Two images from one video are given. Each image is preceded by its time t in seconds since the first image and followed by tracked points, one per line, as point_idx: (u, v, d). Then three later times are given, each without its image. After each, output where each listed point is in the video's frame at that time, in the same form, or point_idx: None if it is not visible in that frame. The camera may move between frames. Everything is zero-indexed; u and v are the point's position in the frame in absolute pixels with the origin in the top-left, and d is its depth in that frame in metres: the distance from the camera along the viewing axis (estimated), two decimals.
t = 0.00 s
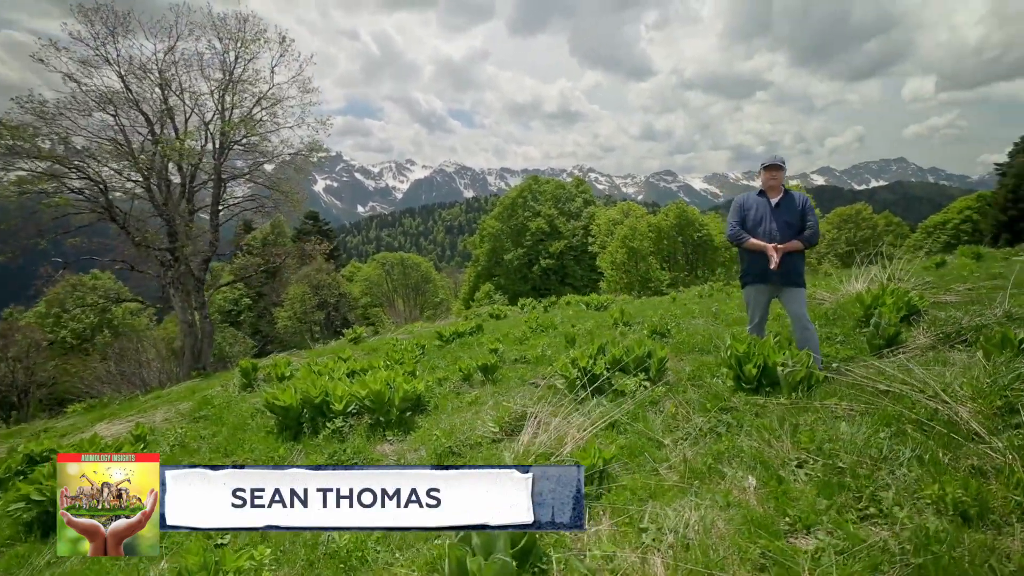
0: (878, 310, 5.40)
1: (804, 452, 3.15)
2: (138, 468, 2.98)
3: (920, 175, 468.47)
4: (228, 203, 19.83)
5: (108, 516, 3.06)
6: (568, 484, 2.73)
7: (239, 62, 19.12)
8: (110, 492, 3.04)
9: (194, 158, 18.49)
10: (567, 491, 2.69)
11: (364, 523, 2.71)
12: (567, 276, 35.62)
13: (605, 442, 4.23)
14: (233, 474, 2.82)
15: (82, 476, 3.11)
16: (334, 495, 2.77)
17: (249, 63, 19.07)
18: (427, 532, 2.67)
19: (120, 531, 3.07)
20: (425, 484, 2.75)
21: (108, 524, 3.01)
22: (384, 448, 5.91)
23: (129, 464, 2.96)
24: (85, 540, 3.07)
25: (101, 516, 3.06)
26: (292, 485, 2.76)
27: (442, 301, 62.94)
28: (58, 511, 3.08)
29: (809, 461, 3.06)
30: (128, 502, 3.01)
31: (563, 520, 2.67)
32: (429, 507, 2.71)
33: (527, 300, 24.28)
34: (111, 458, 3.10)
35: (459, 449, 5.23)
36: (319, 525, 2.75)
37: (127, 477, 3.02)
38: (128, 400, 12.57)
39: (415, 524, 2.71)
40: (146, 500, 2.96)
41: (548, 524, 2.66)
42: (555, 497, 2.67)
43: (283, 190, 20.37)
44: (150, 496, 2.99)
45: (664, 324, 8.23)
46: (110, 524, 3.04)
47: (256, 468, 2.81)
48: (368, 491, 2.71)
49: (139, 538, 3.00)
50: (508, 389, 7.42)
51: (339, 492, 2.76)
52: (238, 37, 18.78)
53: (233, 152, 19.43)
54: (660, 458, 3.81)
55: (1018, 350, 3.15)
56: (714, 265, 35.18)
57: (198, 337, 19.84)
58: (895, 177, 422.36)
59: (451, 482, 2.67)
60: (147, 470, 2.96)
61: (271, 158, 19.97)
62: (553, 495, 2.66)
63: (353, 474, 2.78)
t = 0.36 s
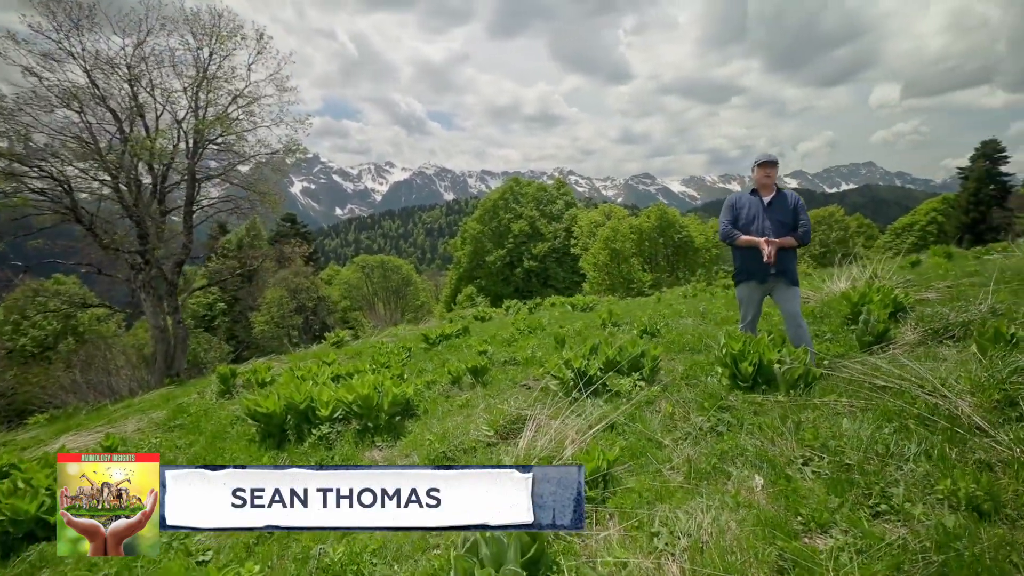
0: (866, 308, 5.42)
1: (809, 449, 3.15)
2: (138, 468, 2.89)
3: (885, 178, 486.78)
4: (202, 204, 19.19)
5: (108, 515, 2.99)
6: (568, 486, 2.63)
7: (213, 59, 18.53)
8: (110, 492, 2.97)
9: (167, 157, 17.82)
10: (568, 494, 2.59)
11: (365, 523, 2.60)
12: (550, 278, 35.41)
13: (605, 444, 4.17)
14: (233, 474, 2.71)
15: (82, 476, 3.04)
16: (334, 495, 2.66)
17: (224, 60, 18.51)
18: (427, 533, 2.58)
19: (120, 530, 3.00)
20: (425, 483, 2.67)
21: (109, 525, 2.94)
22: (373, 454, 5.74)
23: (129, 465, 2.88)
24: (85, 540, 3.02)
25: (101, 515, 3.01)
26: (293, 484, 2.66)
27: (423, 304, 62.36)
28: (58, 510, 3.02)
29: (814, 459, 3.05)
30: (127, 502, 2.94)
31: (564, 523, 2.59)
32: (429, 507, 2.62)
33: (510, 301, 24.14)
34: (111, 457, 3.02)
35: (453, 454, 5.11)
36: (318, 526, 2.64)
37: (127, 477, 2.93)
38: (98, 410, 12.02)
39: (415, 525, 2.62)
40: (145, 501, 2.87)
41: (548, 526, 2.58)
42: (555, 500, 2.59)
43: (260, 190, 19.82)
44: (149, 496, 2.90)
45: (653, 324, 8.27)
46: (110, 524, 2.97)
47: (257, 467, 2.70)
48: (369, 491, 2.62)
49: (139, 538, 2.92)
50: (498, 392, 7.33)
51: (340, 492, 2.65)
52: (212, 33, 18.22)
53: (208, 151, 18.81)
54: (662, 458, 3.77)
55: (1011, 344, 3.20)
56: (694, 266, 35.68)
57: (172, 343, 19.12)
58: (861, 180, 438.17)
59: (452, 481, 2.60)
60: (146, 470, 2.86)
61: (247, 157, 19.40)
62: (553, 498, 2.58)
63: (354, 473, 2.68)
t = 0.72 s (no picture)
0: (848, 305, 5.45)
1: (809, 449, 3.07)
2: (138, 469, 3.35)
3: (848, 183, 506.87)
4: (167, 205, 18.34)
5: (108, 516, 3.36)
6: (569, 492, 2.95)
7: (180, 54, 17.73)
8: (110, 492, 3.37)
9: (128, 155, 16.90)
10: (569, 498, 2.90)
11: (363, 521, 2.93)
12: (527, 280, 34.45)
13: (597, 448, 4.05)
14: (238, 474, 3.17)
15: (81, 476, 3.42)
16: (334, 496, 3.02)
17: (191, 55, 17.74)
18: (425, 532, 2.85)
19: (119, 531, 3.37)
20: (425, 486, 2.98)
21: (109, 525, 3.31)
22: (351, 463, 5.47)
23: (129, 465, 3.34)
24: (85, 540, 3.36)
25: (100, 516, 3.37)
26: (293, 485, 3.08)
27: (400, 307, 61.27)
28: (58, 511, 3.39)
29: (813, 459, 2.99)
30: (127, 502, 3.37)
31: (565, 525, 2.83)
32: (428, 508, 2.92)
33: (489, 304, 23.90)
34: (110, 460, 3.44)
35: (436, 460, 4.92)
36: (317, 523, 2.99)
37: (127, 477, 3.38)
38: (51, 423, 11.26)
39: (413, 524, 2.90)
40: (146, 499, 3.32)
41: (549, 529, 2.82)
42: (557, 504, 2.87)
43: (229, 191, 19.00)
44: (149, 496, 3.37)
45: (636, 324, 8.24)
46: (110, 524, 3.33)
47: (258, 470, 3.12)
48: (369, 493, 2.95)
49: (139, 538, 3.33)
50: (481, 395, 7.18)
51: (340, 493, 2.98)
52: (177, 27, 17.45)
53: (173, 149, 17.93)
54: (657, 462, 3.67)
55: (1000, 337, 3.20)
56: (670, 267, 36.13)
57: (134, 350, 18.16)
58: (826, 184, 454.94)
59: (453, 482, 2.95)
60: (147, 470, 3.34)
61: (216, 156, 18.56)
62: (554, 502, 2.87)
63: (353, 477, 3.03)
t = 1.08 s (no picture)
0: (827, 304, 5.47)
1: (803, 452, 3.00)
2: (137, 468, 3.24)
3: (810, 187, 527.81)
4: (125, 206, 17.35)
5: (108, 516, 3.30)
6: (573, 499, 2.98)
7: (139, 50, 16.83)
8: (110, 492, 3.26)
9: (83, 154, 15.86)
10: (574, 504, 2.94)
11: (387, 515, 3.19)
12: (501, 282, 34.11)
13: (584, 455, 3.90)
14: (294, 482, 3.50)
15: (81, 476, 3.24)
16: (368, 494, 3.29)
17: (151, 50, 16.88)
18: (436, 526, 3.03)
19: (119, 531, 3.34)
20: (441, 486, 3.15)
21: (109, 526, 3.27)
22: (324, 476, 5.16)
23: (129, 465, 3.21)
24: (84, 540, 3.32)
25: (100, 516, 3.29)
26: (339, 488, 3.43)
27: (373, 312, 60.11)
28: (58, 510, 3.25)
29: (809, 462, 2.91)
30: (127, 502, 3.27)
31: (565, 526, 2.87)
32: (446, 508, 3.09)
33: (465, 307, 23.61)
34: (110, 457, 3.28)
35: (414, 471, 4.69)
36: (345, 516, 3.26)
37: (127, 477, 3.24)
38: None
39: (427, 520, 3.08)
40: (145, 501, 3.22)
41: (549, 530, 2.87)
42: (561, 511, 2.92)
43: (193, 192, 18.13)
44: (149, 496, 3.27)
45: (615, 325, 8.17)
46: (110, 524, 3.30)
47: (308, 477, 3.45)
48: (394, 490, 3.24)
49: (140, 538, 3.33)
50: (459, 401, 6.98)
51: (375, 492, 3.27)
52: (135, 20, 16.55)
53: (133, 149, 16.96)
54: (646, 468, 3.56)
55: (986, 334, 3.21)
56: (644, 268, 36.56)
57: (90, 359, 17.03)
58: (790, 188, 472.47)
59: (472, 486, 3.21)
60: (147, 470, 3.23)
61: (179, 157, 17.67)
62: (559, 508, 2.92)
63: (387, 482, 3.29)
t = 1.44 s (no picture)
0: (809, 304, 5.44)
1: (799, 457, 2.89)
2: (137, 470, 3.78)
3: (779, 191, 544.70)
4: (87, 209, 16.38)
5: (108, 516, 3.64)
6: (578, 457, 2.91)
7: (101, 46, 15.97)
8: (110, 492, 3.69)
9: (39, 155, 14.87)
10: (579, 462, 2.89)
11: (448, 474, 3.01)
12: (477, 285, 33.95)
13: (569, 464, 3.73)
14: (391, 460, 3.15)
15: (81, 477, 3.71)
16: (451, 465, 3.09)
17: (114, 47, 16.04)
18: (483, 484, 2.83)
19: (119, 531, 3.61)
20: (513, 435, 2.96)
21: (110, 524, 3.58)
22: (295, 488, 4.86)
23: (129, 465, 3.76)
24: (84, 541, 3.52)
25: (101, 516, 3.64)
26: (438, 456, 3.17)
27: (348, 316, 58.91)
28: (59, 511, 3.64)
29: (805, 468, 2.80)
30: (127, 502, 3.69)
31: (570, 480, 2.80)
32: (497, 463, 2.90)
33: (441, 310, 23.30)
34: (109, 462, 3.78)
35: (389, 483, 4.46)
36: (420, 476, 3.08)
37: (126, 478, 3.74)
38: None
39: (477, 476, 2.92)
40: (146, 497, 3.67)
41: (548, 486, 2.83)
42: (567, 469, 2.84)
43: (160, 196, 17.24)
44: (148, 496, 3.72)
45: (596, 327, 8.05)
46: (111, 523, 3.60)
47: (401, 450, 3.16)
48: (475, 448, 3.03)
49: (139, 537, 3.58)
50: (437, 408, 6.76)
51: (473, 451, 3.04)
52: (96, 16, 15.64)
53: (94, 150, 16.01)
54: (636, 476, 3.42)
55: (975, 334, 3.17)
56: (620, 270, 36.82)
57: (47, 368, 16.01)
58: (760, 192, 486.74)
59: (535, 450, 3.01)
60: (148, 470, 3.80)
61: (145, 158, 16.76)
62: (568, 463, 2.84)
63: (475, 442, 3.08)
